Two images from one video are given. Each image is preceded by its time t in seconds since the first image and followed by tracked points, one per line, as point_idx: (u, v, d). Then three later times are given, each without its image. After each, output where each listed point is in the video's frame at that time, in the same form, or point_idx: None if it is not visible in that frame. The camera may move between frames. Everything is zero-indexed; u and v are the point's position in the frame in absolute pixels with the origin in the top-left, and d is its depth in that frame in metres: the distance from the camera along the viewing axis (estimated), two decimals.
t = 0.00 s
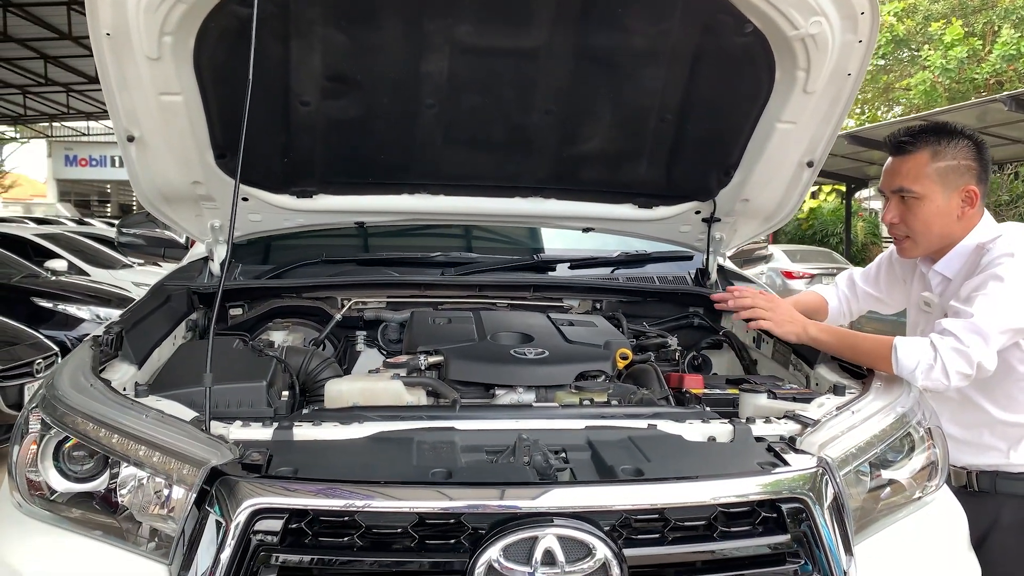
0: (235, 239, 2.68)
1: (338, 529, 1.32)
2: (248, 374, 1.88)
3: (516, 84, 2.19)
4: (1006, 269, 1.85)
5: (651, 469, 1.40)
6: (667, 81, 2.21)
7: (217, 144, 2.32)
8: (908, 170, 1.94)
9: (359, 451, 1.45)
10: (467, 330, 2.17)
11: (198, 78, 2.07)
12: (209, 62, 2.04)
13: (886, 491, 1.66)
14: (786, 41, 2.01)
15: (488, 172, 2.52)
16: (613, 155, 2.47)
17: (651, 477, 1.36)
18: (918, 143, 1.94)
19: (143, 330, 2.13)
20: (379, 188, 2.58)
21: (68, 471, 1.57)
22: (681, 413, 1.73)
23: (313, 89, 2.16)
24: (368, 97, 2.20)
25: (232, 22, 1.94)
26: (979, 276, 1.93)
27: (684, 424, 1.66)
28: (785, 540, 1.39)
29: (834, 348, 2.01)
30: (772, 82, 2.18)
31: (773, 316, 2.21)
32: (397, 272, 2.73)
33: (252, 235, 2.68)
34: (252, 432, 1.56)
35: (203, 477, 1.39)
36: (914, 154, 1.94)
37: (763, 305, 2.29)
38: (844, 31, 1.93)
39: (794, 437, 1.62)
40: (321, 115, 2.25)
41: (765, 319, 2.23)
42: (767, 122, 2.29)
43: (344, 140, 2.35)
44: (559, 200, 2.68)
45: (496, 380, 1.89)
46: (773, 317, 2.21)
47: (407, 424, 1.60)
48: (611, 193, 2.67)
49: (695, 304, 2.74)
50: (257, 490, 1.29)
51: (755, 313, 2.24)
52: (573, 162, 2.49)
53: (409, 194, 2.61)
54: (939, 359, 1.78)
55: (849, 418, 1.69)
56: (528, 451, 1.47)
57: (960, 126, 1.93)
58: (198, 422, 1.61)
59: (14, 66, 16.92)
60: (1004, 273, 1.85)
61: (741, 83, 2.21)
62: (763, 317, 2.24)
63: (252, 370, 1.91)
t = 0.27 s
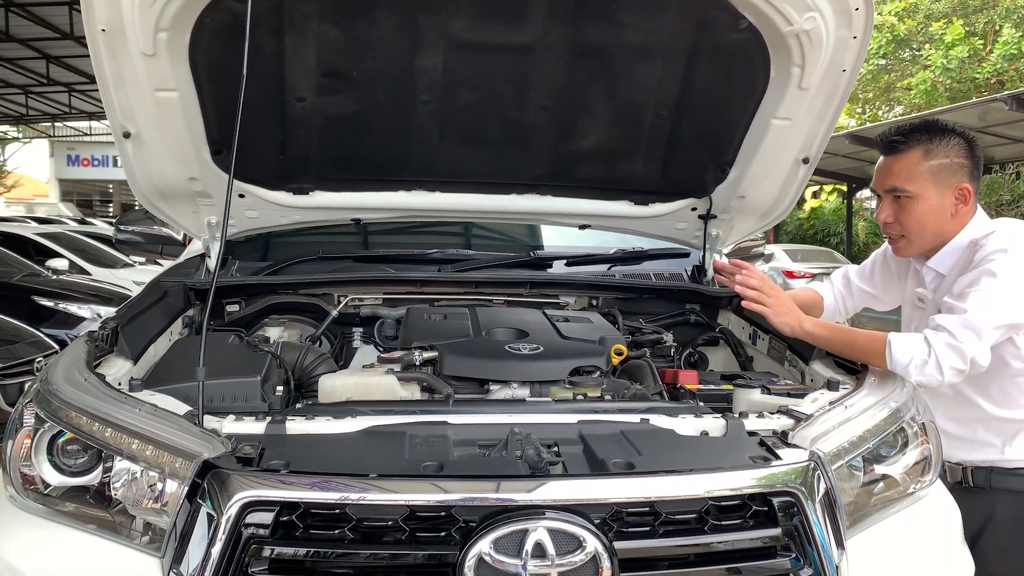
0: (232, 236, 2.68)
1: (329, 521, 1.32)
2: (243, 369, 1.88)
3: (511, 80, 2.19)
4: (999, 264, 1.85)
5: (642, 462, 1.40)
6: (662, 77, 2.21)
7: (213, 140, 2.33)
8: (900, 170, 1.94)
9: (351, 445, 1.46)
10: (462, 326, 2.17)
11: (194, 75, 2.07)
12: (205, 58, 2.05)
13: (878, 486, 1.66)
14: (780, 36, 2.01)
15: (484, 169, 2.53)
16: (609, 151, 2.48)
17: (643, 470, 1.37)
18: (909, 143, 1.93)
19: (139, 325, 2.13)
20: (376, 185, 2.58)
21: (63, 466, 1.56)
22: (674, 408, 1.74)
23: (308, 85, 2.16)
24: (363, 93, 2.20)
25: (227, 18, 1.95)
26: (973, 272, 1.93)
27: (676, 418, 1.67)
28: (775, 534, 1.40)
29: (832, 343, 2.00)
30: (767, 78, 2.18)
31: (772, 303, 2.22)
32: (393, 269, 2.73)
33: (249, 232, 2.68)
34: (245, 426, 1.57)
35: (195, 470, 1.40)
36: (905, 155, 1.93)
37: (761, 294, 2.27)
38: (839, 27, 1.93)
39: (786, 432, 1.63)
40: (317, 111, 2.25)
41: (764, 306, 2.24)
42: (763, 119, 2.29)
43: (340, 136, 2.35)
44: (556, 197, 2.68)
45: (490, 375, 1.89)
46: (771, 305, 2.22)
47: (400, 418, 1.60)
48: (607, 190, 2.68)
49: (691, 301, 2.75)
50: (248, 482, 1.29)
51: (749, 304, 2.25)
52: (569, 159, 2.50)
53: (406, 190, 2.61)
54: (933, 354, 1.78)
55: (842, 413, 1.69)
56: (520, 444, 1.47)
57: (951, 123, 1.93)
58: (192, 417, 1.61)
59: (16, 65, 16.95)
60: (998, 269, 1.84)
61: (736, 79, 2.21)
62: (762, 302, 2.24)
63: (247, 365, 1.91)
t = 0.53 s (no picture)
0: (226, 232, 2.69)
1: (317, 514, 1.32)
2: (234, 364, 1.89)
3: (504, 76, 2.19)
4: (990, 259, 1.85)
5: (630, 456, 1.40)
6: (654, 72, 2.21)
7: (206, 137, 2.33)
8: (891, 168, 1.93)
9: (339, 438, 1.46)
10: (455, 322, 2.17)
11: (186, 71, 2.08)
12: (197, 55, 2.05)
13: (869, 480, 1.66)
14: (772, 31, 2.01)
15: (477, 165, 2.53)
16: (602, 147, 2.48)
17: (630, 463, 1.37)
18: (900, 140, 1.93)
19: (132, 321, 2.13)
20: (370, 181, 2.58)
21: (52, 460, 1.57)
22: (664, 402, 1.74)
23: (301, 81, 2.16)
24: (356, 89, 2.20)
25: (219, 14, 1.95)
26: (964, 267, 1.93)
27: (666, 413, 1.67)
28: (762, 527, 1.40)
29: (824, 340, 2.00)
30: (760, 74, 2.18)
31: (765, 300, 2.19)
32: (387, 266, 2.73)
33: (243, 228, 2.69)
34: (233, 421, 1.58)
35: (182, 463, 1.40)
36: (896, 152, 1.93)
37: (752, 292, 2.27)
38: (831, 23, 1.92)
39: (775, 426, 1.63)
40: (310, 107, 2.25)
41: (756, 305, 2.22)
42: (756, 114, 2.29)
43: (333, 132, 2.35)
44: (550, 193, 2.68)
45: (482, 370, 1.89)
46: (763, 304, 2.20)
47: (389, 412, 1.60)
48: (601, 186, 2.68)
49: (685, 298, 2.75)
50: (234, 475, 1.29)
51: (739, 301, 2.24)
52: (562, 154, 2.50)
53: (400, 186, 2.61)
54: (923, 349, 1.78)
55: (832, 407, 1.69)
56: (508, 438, 1.47)
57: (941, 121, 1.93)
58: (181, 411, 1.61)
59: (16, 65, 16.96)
60: (988, 263, 1.85)
61: (729, 75, 2.21)
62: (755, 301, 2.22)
63: (239, 360, 1.92)
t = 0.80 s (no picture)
0: (222, 230, 2.69)
1: (307, 509, 1.33)
2: (227, 361, 1.89)
3: (497, 74, 2.20)
4: (983, 257, 1.85)
5: (618, 451, 1.41)
6: (648, 70, 2.22)
7: (201, 135, 2.33)
8: (882, 171, 1.94)
9: (329, 434, 1.46)
10: (448, 319, 2.17)
11: (179, 68, 2.08)
12: (190, 52, 2.05)
13: (860, 477, 1.66)
14: (765, 29, 2.01)
15: (472, 163, 2.53)
16: (596, 145, 2.48)
17: (618, 458, 1.37)
18: (888, 142, 1.93)
19: (126, 318, 2.14)
20: (365, 179, 2.59)
21: (45, 456, 1.57)
22: (655, 399, 1.74)
23: (294, 78, 2.17)
24: (350, 87, 2.20)
25: (212, 11, 1.95)
26: (956, 265, 1.93)
27: (657, 409, 1.67)
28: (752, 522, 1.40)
29: (813, 336, 2.00)
30: (753, 71, 2.18)
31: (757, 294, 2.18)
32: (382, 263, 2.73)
33: (238, 226, 2.69)
34: (224, 417, 1.58)
35: (172, 458, 1.40)
36: (885, 154, 1.93)
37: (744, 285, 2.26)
38: (823, 20, 1.92)
39: (765, 422, 1.63)
40: (303, 105, 2.25)
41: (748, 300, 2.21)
42: (749, 112, 2.30)
43: (327, 130, 2.35)
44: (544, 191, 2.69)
45: (474, 366, 1.89)
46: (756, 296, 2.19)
47: (380, 408, 1.61)
48: (595, 184, 2.68)
49: (680, 296, 2.75)
50: (223, 470, 1.30)
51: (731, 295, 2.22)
52: (556, 152, 2.50)
53: (394, 184, 2.62)
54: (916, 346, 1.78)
55: (822, 404, 1.69)
56: (498, 434, 1.47)
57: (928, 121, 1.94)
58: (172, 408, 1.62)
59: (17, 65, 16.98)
60: (981, 261, 1.85)
61: (722, 72, 2.21)
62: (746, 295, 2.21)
63: (232, 357, 1.92)
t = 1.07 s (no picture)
0: (218, 229, 2.69)
1: (298, 507, 1.33)
2: (222, 360, 1.90)
3: (492, 73, 2.20)
4: (976, 256, 1.86)
5: (610, 449, 1.41)
6: (642, 70, 2.22)
7: (196, 135, 2.34)
8: (874, 171, 1.94)
9: (322, 433, 1.47)
10: (443, 319, 2.18)
11: (175, 68, 2.08)
12: (185, 53, 2.06)
13: (852, 476, 1.67)
14: (758, 28, 2.01)
15: (467, 163, 2.53)
16: (592, 145, 2.48)
17: (609, 457, 1.38)
18: (880, 143, 1.94)
19: (122, 317, 2.14)
20: (361, 178, 2.59)
21: (39, 455, 1.57)
22: (649, 398, 1.75)
23: (289, 78, 2.17)
24: (345, 86, 2.21)
25: (207, 12, 1.96)
26: (950, 264, 1.94)
27: (649, 408, 1.67)
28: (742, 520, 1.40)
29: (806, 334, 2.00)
30: (747, 71, 2.18)
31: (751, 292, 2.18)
32: (378, 263, 2.74)
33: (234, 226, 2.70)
34: (217, 416, 1.59)
35: (165, 457, 1.40)
36: (877, 155, 1.94)
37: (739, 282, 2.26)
38: (817, 20, 1.92)
39: (757, 420, 1.64)
40: (299, 105, 2.26)
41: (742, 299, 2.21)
42: (744, 111, 2.30)
43: (322, 129, 2.36)
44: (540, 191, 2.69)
45: (467, 366, 1.90)
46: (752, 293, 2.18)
47: (373, 407, 1.61)
48: (591, 184, 2.69)
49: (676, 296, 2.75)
50: (215, 469, 1.30)
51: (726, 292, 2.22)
52: (552, 152, 2.50)
53: (390, 184, 2.62)
54: (909, 345, 1.78)
55: (815, 403, 1.69)
56: (490, 432, 1.48)
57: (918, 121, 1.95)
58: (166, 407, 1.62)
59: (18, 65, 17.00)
60: (973, 260, 1.85)
61: (716, 72, 2.22)
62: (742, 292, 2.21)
63: (227, 356, 1.93)
